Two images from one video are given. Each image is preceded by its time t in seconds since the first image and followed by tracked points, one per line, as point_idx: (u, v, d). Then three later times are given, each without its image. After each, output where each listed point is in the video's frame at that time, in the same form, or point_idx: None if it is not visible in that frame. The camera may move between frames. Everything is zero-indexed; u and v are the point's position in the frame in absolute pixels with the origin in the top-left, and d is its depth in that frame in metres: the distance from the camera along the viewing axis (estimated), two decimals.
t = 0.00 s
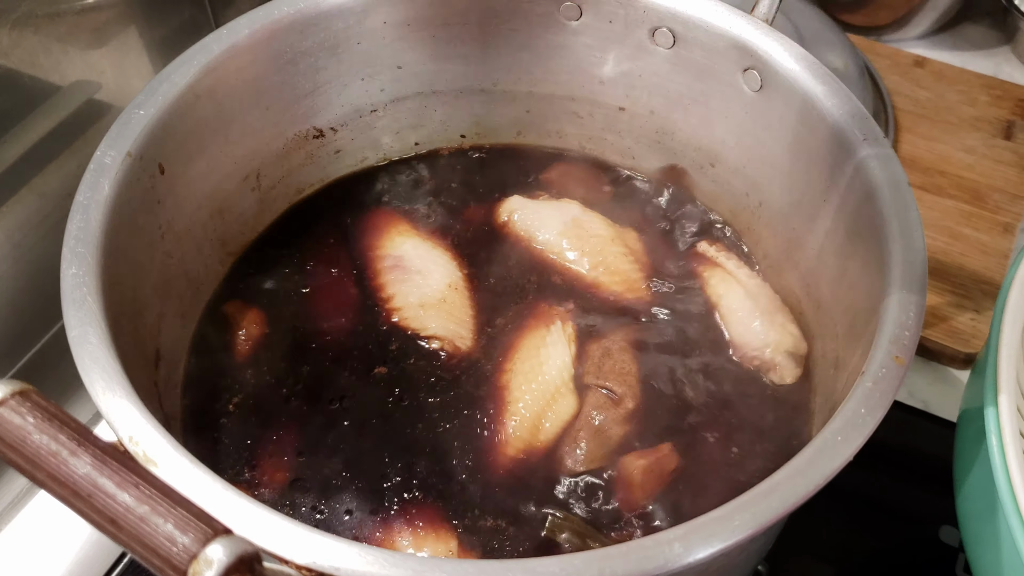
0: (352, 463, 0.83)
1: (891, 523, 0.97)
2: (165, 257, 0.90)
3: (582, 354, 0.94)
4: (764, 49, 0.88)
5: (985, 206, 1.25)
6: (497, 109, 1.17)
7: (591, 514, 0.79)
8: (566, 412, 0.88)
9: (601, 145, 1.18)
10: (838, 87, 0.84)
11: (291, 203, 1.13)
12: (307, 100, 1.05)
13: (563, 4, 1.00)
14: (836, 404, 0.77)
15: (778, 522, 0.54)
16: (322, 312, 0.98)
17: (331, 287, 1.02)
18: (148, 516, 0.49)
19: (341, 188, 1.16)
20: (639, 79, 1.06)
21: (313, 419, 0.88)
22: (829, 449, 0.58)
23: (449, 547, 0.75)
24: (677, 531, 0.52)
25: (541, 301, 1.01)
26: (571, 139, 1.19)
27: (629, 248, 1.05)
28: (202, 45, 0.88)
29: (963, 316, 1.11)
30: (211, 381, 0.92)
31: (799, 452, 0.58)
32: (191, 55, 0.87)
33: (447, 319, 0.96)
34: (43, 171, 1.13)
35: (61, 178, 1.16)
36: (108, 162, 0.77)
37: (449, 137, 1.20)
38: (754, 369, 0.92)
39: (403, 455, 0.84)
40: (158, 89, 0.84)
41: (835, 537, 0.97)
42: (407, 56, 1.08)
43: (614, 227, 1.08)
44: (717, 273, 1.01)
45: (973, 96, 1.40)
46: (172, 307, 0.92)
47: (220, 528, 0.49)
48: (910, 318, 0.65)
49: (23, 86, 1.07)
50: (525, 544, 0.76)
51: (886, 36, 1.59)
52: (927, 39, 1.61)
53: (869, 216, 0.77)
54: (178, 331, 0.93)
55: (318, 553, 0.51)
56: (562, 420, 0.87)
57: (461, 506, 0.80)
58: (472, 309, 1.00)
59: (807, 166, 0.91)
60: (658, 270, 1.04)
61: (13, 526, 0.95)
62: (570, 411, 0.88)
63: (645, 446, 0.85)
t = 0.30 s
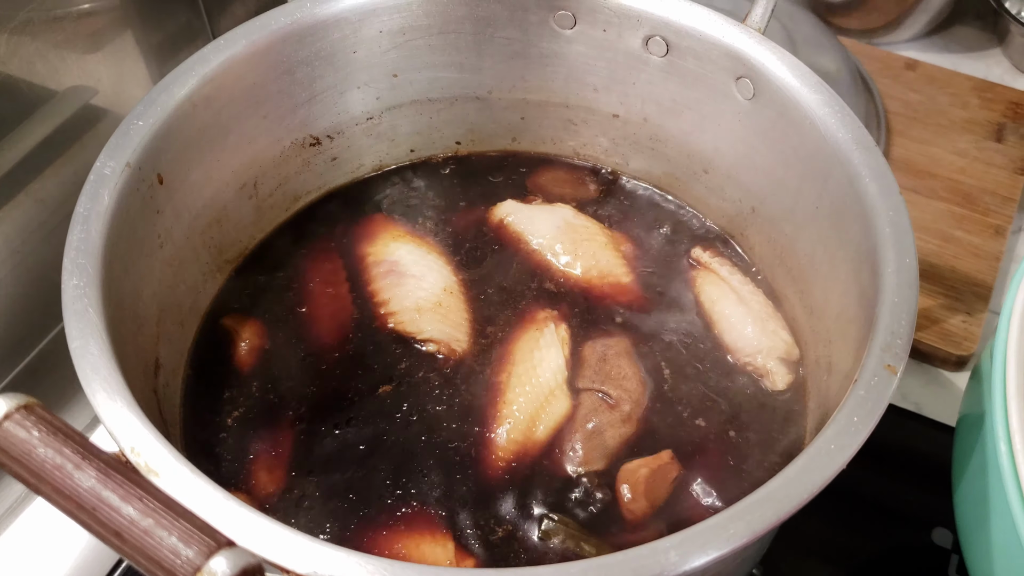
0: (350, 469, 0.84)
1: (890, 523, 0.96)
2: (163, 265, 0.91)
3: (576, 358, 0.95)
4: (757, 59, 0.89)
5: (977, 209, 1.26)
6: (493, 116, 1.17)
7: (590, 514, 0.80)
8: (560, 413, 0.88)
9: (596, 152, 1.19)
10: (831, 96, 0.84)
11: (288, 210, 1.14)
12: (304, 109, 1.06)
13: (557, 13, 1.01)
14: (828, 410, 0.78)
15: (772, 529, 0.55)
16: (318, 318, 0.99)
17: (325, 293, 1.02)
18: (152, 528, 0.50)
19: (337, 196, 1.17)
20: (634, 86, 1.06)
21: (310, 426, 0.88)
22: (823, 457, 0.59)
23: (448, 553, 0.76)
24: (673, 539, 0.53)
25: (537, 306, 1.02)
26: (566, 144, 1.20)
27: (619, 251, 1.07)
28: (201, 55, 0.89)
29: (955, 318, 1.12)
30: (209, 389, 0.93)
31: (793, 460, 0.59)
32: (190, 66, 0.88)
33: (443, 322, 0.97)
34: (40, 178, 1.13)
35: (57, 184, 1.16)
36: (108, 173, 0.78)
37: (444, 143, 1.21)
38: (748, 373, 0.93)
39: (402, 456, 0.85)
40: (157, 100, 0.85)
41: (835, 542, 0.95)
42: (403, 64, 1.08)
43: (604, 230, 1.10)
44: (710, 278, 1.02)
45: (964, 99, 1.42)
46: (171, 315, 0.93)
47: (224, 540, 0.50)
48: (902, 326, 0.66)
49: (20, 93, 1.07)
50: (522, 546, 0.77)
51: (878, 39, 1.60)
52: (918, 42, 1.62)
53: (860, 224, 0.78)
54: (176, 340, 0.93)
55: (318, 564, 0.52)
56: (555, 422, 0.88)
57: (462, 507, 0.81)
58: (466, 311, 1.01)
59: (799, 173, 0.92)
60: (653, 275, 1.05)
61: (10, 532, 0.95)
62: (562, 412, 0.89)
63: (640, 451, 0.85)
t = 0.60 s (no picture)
0: (346, 468, 0.84)
1: (881, 519, 0.97)
2: (157, 264, 0.90)
3: (570, 354, 0.95)
4: (752, 57, 0.89)
5: (967, 204, 1.27)
6: (486, 113, 1.17)
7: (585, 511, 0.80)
8: (553, 407, 0.89)
9: (589, 148, 1.19)
10: (825, 94, 0.85)
11: (281, 207, 1.13)
12: (297, 105, 1.05)
13: (551, 9, 1.00)
14: (823, 407, 0.78)
15: (771, 528, 0.55)
16: (311, 317, 0.99)
17: (318, 290, 1.02)
18: (153, 533, 0.51)
19: (330, 193, 1.16)
20: (627, 83, 1.07)
21: (305, 425, 0.88)
22: (820, 456, 0.59)
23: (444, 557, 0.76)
24: (672, 539, 0.54)
25: (531, 304, 1.02)
26: (560, 141, 1.20)
27: (613, 248, 1.07)
28: (194, 52, 0.88)
29: (945, 313, 1.13)
30: (203, 388, 0.93)
31: (790, 460, 0.60)
32: (183, 63, 0.87)
33: (438, 322, 0.97)
34: (29, 175, 1.12)
35: (46, 179, 1.15)
36: (101, 172, 0.77)
37: (437, 140, 1.21)
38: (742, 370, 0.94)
39: (396, 456, 0.85)
40: (150, 98, 0.84)
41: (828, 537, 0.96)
42: (397, 60, 1.08)
43: (598, 227, 1.10)
44: (704, 275, 1.03)
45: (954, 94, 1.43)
46: (165, 314, 0.92)
47: (225, 544, 0.51)
48: (897, 325, 0.67)
49: (8, 88, 1.06)
50: (516, 545, 0.77)
51: (868, 34, 1.61)
52: (908, 37, 1.63)
53: (855, 222, 0.79)
54: (170, 338, 0.93)
55: (316, 567, 0.51)
56: (547, 415, 0.88)
57: (457, 506, 0.81)
58: (462, 312, 1.00)
59: (793, 170, 0.92)
60: (646, 271, 1.06)
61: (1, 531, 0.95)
62: (555, 405, 0.89)
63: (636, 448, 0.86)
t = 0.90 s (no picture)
0: (340, 466, 0.84)
1: (875, 512, 0.97)
2: (149, 261, 0.90)
3: (562, 351, 0.95)
4: (742, 53, 0.90)
5: (957, 198, 1.27)
6: (478, 109, 1.17)
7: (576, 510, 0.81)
8: (548, 407, 0.89)
9: (581, 143, 1.20)
10: (815, 91, 0.85)
11: (273, 204, 1.13)
12: (289, 102, 1.05)
13: (542, 6, 1.00)
14: (813, 403, 0.79)
15: (761, 524, 0.56)
16: (304, 314, 0.99)
17: (310, 288, 1.02)
18: (145, 533, 0.52)
19: (322, 190, 1.17)
20: (618, 79, 1.07)
21: (298, 422, 0.88)
22: (808, 453, 0.60)
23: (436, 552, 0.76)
24: (661, 535, 0.54)
25: (523, 300, 1.02)
26: (552, 137, 1.20)
27: (605, 246, 1.08)
28: (185, 50, 0.88)
29: (936, 307, 1.14)
30: (195, 385, 0.93)
31: (780, 456, 0.61)
32: (174, 61, 0.87)
33: (429, 318, 0.97)
34: (20, 172, 1.12)
35: (37, 176, 1.15)
36: (93, 170, 0.77)
37: (429, 136, 1.21)
38: (732, 365, 0.94)
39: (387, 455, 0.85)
40: (141, 96, 0.84)
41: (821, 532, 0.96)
42: (389, 57, 1.08)
43: (590, 224, 1.11)
44: (697, 274, 1.03)
45: (945, 88, 1.43)
46: (157, 311, 0.92)
47: (217, 543, 0.51)
48: (885, 322, 0.67)
49: None
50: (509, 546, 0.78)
51: (859, 28, 1.61)
52: (899, 31, 1.63)
53: (845, 219, 0.79)
54: (163, 335, 0.93)
55: (309, 566, 0.52)
56: (543, 414, 0.88)
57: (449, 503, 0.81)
58: (453, 309, 1.01)
59: (784, 167, 0.92)
60: (637, 267, 1.06)
61: None
62: (551, 405, 0.89)
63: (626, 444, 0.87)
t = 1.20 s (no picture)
0: (337, 465, 0.84)
1: (875, 511, 0.96)
2: (145, 261, 0.90)
3: (560, 349, 0.95)
4: (742, 50, 0.89)
5: (958, 195, 1.27)
6: (476, 107, 1.17)
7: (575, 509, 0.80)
8: (545, 404, 0.89)
9: (580, 142, 1.19)
10: (816, 89, 0.85)
11: (271, 202, 1.13)
12: (286, 100, 1.04)
13: (540, 3, 1.00)
14: (814, 402, 0.78)
15: (760, 526, 0.56)
16: (302, 313, 0.98)
17: (308, 287, 1.01)
18: (139, 536, 0.53)
19: (320, 188, 1.16)
20: (617, 76, 1.06)
21: (296, 421, 0.88)
22: (808, 454, 0.59)
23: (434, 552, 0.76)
24: (660, 537, 0.54)
25: (522, 298, 1.02)
26: (551, 135, 1.20)
27: (604, 243, 1.07)
28: (181, 48, 0.88)
29: (937, 305, 1.13)
30: (192, 384, 0.92)
31: (779, 457, 0.60)
32: (170, 59, 0.86)
33: (428, 317, 0.97)
34: (17, 170, 1.11)
35: (34, 174, 1.14)
36: (88, 170, 0.76)
37: (428, 134, 1.20)
38: (732, 364, 0.94)
39: (382, 458, 0.84)
40: (137, 94, 0.83)
41: (822, 532, 0.95)
42: (386, 55, 1.07)
43: (589, 221, 1.10)
44: (695, 274, 1.03)
45: (946, 85, 1.43)
46: (154, 311, 0.92)
47: (211, 546, 0.53)
48: (886, 321, 0.67)
49: None
50: (507, 547, 0.77)
51: (860, 25, 1.61)
52: (900, 28, 1.63)
53: (845, 217, 0.79)
54: (160, 334, 0.92)
55: (304, 567, 0.51)
56: (540, 412, 0.88)
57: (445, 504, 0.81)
58: (452, 307, 1.00)
59: (784, 164, 0.92)
60: (637, 265, 1.06)
61: None
62: (548, 402, 0.90)
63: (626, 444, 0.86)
